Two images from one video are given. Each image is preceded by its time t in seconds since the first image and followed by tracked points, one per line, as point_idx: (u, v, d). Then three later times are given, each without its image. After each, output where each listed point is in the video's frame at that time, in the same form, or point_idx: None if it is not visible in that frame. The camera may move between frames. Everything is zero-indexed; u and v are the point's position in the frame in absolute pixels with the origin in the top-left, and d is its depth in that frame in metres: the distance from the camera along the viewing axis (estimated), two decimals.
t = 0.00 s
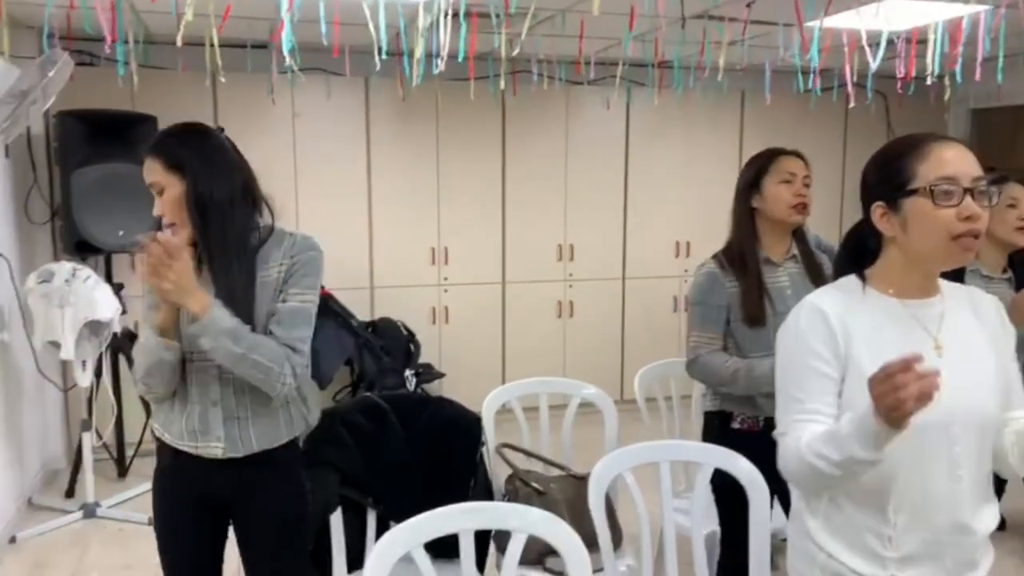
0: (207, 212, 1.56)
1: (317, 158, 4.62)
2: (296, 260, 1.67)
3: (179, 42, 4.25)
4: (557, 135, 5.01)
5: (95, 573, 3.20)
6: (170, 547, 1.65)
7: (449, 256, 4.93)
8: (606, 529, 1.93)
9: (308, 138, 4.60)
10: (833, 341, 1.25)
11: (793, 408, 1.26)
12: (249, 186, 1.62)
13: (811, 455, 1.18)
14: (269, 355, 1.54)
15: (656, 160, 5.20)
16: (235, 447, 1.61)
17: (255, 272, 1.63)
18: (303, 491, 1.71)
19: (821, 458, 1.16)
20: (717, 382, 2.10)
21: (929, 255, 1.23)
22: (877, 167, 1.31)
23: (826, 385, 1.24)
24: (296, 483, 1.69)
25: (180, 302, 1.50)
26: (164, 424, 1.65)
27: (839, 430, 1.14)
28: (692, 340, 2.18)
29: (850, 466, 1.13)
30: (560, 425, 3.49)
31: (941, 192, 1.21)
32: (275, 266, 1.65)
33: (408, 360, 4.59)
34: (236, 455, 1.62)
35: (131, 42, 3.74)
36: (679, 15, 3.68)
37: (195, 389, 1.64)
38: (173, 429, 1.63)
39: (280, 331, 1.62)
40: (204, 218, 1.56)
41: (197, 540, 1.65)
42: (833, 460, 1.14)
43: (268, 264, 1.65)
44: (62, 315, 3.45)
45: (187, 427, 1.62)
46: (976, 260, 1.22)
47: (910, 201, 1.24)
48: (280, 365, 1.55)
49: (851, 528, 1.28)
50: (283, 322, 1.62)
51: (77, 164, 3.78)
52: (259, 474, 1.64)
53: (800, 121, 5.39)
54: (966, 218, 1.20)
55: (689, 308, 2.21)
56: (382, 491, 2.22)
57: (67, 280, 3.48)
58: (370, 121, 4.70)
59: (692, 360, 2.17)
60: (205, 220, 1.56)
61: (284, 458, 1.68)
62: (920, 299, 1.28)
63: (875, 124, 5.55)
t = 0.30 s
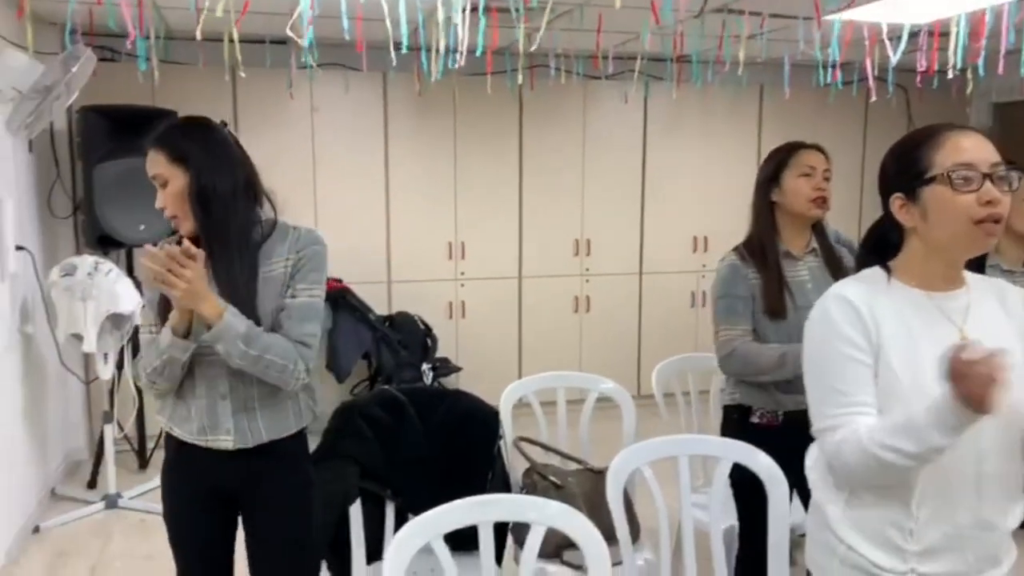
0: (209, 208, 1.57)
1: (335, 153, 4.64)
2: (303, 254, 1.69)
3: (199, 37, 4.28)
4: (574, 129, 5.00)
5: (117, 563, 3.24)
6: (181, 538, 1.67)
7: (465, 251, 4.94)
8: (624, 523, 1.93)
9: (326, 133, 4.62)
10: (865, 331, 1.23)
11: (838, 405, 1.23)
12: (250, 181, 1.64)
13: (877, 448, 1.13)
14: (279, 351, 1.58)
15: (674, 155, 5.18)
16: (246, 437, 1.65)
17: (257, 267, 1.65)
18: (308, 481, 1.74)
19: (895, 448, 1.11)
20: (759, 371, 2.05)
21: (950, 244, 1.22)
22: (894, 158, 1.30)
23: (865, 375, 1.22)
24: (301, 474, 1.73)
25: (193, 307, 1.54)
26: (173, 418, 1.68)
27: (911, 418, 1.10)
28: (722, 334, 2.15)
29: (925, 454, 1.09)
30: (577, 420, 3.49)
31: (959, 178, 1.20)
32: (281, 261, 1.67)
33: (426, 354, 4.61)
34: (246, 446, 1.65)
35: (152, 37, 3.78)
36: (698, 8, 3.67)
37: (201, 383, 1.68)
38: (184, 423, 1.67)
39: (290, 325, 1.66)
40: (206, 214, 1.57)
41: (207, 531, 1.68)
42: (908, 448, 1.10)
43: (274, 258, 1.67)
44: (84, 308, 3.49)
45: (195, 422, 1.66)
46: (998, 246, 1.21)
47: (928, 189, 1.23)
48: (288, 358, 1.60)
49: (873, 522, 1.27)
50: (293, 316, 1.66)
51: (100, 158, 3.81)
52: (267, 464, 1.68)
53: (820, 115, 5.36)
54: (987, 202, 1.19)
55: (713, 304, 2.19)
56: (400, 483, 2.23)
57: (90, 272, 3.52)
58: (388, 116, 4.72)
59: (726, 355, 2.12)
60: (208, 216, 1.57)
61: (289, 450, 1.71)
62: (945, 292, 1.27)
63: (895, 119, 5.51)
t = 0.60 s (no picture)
0: (231, 195, 1.62)
1: (357, 145, 4.66)
2: (316, 240, 1.71)
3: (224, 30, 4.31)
4: (596, 122, 4.99)
5: (144, 550, 3.29)
6: (200, 521, 1.71)
7: (487, 243, 4.94)
8: (647, 514, 1.93)
9: (349, 126, 4.64)
10: (891, 328, 1.22)
11: (855, 399, 1.23)
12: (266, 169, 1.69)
13: (898, 450, 1.16)
14: (306, 344, 1.64)
15: (697, 147, 5.15)
16: (263, 423, 1.68)
17: (269, 252, 1.67)
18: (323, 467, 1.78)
19: (917, 453, 1.15)
20: (788, 364, 2.05)
21: (983, 238, 1.20)
22: (924, 151, 1.28)
23: (889, 373, 1.21)
24: (316, 459, 1.76)
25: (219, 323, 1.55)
26: (189, 407, 1.72)
27: (947, 435, 1.13)
28: (747, 328, 2.13)
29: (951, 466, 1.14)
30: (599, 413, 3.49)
31: (992, 171, 1.19)
32: (294, 246, 1.69)
33: (447, 346, 4.63)
34: (263, 432, 1.68)
35: (178, 32, 3.81)
36: None
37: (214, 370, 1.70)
38: (200, 410, 1.70)
39: (311, 312, 1.69)
40: (225, 200, 1.62)
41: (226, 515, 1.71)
42: (937, 462, 1.14)
43: (287, 243, 1.69)
44: (112, 298, 3.54)
45: (207, 410, 1.69)
46: None
47: (960, 182, 1.22)
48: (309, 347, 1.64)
49: (898, 515, 1.26)
50: (313, 303, 1.69)
51: (128, 150, 3.85)
52: (281, 449, 1.71)
53: (845, 107, 5.30)
54: (1020, 195, 1.18)
55: (739, 297, 2.17)
56: (423, 473, 2.23)
57: (116, 263, 3.55)
58: (410, 109, 4.72)
59: (753, 349, 2.11)
60: (227, 203, 1.63)
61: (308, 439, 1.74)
62: (975, 286, 1.25)
63: (922, 111, 5.45)
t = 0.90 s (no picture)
0: (259, 180, 1.68)
1: (371, 139, 4.66)
2: (327, 233, 1.74)
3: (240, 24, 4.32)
4: (611, 115, 4.97)
5: (161, 540, 3.32)
6: (213, 508, 1.74)
7: (501, 237, 4.94)
8: (662, 506, 1.93)
9: (364, 119, 4.64)
10: (899, 322, 1.21)
11: (839, 381, 1.26)
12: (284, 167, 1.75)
13: (860, 439, 1.20)
14: (335, 343, 1.69)
15: (713, 140, 5.12)
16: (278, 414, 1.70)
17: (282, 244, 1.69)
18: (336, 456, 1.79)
19: (875, 443, 1.19)
20: (787, 360, 2.05)
21: (1010, 226, 1.19)
22: (945, 142, 1.27)
23: (880, 365, 1.22)
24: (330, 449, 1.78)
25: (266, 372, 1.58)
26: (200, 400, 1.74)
27: (907, 436, 1.16)
28: (754, 320, 2.14)
29: (907, 463, 1.17)
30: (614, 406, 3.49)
31: (1018, 159, 1.18)
32: (307, 237, 1.72)
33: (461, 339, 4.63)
34: (279, 422, 1.71)
35: (194, 26, 3.82)
36: None
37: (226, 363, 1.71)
38: (212, 404, 1.72)
39: (338, 305, 1.73)
40: (249, 185, 1.68)
41: (240, 501, 1.74)
42: (892, 456, 1.18)
43: (300, 235, 1.71)
44: (129, 291, 3.56)
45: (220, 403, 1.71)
46: None
47: (984, 171, 1.20)
48: (339, 345, 1.69)
49: (918, 507, 1.25)
50: (339, 295, 1.73)
51: (144, 143, 3.88)
52: (296, 438, 1.73)
53: (862, 99, 5.26)
54: None
55: (750, 288, 2.17)
56: (438, 464, 2.24)
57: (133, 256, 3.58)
58: (425, 103, 4.72)
59: (756, 341, 2.12)
60: (250, 189, 1.68)
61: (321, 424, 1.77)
62: (1000, 277, 1.24)
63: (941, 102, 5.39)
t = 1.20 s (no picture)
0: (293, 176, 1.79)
1: (389, 128, 4.67)
2: (345, 232, 1.80)
3: (259, 15, 4.34)
4: (629, 104, 4.95)
5: (184, 525, 3.36)
6: (230, 493, 1.76)
7: (518, 227, 4.94)
8: (681, 493, 1.93)
9: (382, 109, 4.65)
10: (923, 303, 1.21)
11: (850, 357, 1.31)
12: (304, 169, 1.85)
13: (851, 412, 1.27)
14: (370, 339, 1.78)
15: (732, 129, 5.09)
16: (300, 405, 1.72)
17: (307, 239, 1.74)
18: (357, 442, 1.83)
19: (863, 423, 1.25)
20: (776, 348, 2.10)
21: None
22: (972, 127, 1.26)
23: (893, 348, 1.25)
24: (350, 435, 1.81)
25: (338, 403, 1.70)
26: (221, 393, 1.75)
27: (893, 422, 1.21)
28: (758, 302, 2.18)
29: (888, 444, 1.23)
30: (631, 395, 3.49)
31: None
32: (326, 236, 1.77)
33: (479, 328, 4.65)
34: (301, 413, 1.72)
35: (214, 17, 3.84)
36: None
37: (249, 357, 1.73)
38: (234, 397, 1.73)
39: (369, 295, 1.81)
40: (293, 173, 1.79)
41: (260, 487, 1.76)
42: (877, 436, 1.23)
43: (321, 232, 1.76)
44: (151, 280, 3.60)
45: (248, 395, 1.72)
46: None
47: (1014, 154, 1.19)
48: (376, 336, 1.78)
49: (940, 495, 1.24)
50: (370, 288, 1.81)
51: (165, 134, 3.91)
52: (320, 427, 1.76)
53: (883, 87, 5.21)
54: None
55: (764, 272, 2.19)
56: (456, 451, 2.25)
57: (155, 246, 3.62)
58: (442, 92, 4.73)
59: (755, 324, 2.18)
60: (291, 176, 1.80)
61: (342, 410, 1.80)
62: None
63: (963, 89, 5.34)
